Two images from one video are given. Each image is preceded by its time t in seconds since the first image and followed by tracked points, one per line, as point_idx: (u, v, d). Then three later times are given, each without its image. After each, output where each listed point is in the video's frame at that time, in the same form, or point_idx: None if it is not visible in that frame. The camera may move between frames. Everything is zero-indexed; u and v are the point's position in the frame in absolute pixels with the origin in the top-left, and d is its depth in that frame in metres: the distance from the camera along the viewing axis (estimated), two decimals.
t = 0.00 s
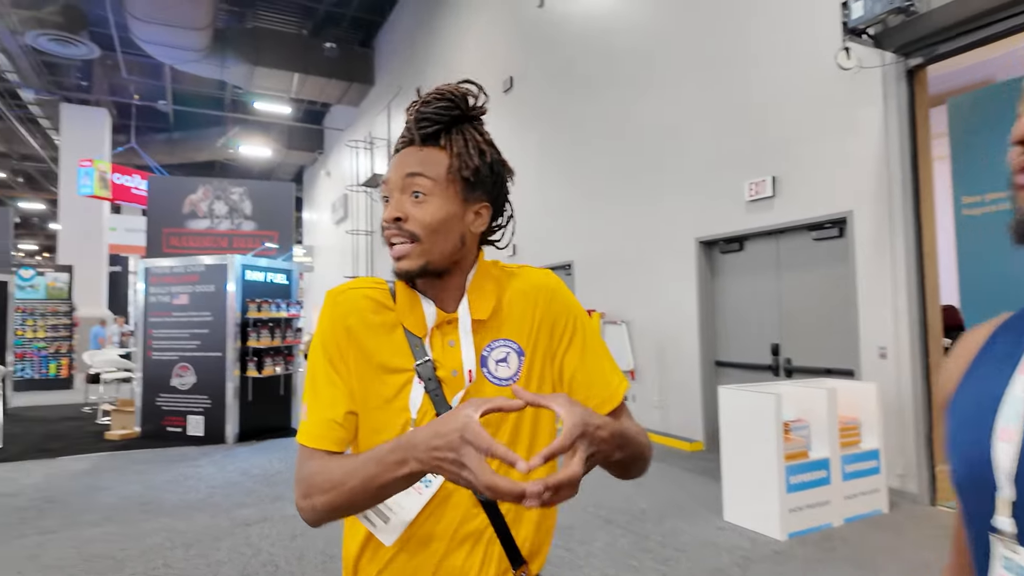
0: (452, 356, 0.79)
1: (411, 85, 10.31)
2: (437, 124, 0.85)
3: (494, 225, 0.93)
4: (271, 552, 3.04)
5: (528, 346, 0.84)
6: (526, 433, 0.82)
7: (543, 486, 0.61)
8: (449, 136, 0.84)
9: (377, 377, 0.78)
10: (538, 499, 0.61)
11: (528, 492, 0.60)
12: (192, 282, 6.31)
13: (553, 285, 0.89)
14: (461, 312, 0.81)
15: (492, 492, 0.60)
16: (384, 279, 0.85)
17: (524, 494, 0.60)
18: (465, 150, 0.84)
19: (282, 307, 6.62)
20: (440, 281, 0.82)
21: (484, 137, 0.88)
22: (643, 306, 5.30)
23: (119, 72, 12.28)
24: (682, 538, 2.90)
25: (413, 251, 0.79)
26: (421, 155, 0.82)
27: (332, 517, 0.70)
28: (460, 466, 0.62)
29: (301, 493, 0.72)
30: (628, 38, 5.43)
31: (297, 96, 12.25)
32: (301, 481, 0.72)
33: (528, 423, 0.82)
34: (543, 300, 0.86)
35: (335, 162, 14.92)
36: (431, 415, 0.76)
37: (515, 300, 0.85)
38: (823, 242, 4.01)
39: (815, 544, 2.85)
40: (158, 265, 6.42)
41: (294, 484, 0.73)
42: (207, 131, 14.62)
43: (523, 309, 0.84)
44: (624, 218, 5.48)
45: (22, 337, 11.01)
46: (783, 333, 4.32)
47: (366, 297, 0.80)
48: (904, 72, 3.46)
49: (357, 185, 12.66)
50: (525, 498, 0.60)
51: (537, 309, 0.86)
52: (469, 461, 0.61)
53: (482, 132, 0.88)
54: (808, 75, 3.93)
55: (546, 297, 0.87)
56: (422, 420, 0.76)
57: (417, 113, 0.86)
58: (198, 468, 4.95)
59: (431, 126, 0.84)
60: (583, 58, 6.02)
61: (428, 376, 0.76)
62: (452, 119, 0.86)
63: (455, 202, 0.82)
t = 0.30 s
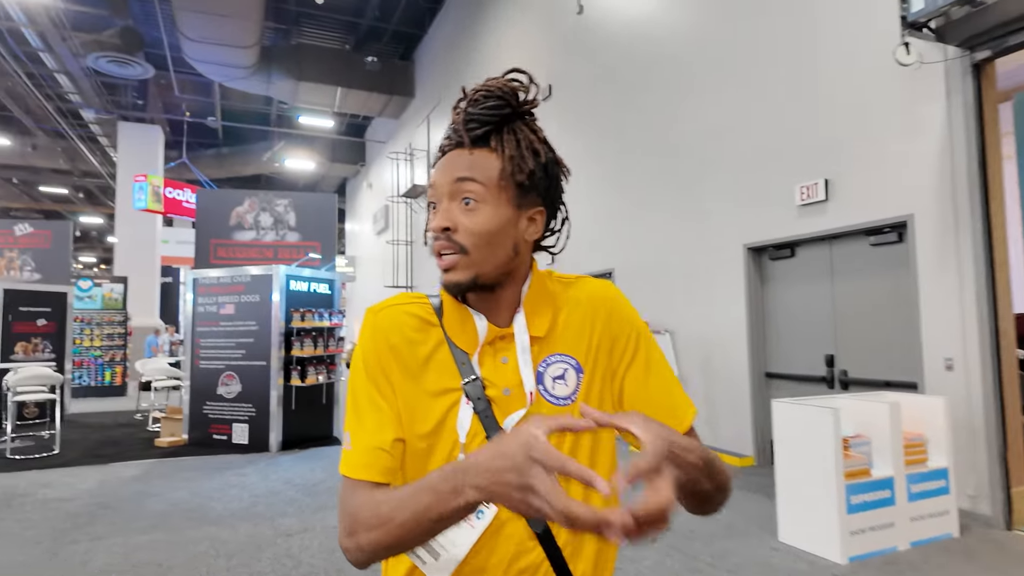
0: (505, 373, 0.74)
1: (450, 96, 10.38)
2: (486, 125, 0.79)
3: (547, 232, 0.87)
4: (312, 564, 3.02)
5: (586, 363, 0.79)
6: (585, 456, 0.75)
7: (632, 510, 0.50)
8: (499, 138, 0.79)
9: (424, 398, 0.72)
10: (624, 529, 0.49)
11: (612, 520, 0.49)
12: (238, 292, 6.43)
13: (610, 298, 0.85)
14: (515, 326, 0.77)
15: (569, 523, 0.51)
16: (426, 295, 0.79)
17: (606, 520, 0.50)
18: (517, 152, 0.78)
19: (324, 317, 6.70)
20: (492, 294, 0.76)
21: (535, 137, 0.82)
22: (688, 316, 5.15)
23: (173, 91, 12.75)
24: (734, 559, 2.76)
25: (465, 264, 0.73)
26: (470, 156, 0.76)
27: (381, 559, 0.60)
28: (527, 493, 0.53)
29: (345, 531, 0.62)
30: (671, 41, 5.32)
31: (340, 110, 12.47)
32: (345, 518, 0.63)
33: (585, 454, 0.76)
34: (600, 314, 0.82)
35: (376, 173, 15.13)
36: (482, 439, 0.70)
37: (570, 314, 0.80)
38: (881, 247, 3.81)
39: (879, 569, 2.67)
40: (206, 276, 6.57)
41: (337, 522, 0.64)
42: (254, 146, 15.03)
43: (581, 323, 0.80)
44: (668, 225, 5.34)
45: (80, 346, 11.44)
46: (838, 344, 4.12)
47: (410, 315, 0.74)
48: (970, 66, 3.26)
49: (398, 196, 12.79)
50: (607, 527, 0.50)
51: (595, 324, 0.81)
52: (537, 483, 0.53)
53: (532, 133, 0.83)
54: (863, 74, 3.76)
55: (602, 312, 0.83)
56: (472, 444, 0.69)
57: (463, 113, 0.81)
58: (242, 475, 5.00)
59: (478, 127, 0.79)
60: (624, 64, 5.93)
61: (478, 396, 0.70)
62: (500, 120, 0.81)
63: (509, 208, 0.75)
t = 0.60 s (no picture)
0: (548, 399, 0.69)
1: (471, 105, 10.37)
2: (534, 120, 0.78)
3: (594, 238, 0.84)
4: None
5: (638, 384, 0.74)
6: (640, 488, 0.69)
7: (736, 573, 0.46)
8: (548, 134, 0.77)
9: (459, 430, 0.68)
10: None
11: None
12: (262, 301, 6.46)
13: (662, 316, 0.80)
14: (557, 342, 0.72)
15: None
16: (457, 316, 0.76)
17: None
18: (566, 149, 0.76)
19: (347, 326, 6.69)
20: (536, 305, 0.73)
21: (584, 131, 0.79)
22: (715, 325, 5.03)
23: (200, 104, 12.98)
24: None
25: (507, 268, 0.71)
26: (515, 151, 0.74)
27: None
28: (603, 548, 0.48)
29: None
30: (697, 46, 5.22)
31: (362, 121, 12.54)
32: (377, 567, 0.61)
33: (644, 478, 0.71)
34: (652, 330, 0.77)
35: (398, 183, 15.20)
36: (523, 471, 0.66)
37: (618, 332, 0.76)
38: (919, 254, 3.67)
39: None
40: (230, 285, 6.60)
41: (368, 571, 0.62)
42: (279, 157, 15.22)
43: (628, 341, 0.76)
44: (694, 233, 5.23)
45: (108, 355, 11.62)
46: (875, 355, 3.96)
47: (440, 337, 0.71)
48: (1016, 65, 3.17)
49: (419, 205, 12.81)
50: None
51: (647, 343, 0.77)
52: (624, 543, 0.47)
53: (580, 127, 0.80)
54: (898, 76, 3.65)
55: (656, 329, 0.78)
56: (512, 476, 0.66)
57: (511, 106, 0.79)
58: (264, 486, 4.98)
59: (527, 122, 0.78)
60: (648, 70, 5.84)
61: (516, 425, 0.66)
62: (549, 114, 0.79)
63: (557, 210, 0.73)
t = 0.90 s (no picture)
0: (567, 427, 0.72)
1: (479, 115, 10.34)
2: (545, 147, 0.80)
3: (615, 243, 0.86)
4: None
5: (657, 405, 0.77)
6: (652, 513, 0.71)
7: None
8: (561, 162, 0.78)
9: (467, 461, 0.70)
10: None
11: None
12: (269, 311, 6.43)
13: (682, 340, 0.82)
14: (571, 369, 0.75)
15: None
16: (459, 343, 0.79)
17: None
18: (584, 178, 0.78)
19: (354, 336, 6.64)
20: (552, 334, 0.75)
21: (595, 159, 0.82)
22: (727, 336, 4.94)
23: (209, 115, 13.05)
24: None
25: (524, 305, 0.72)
26: (528, 183, 0.76)
27: None
28: None
29: None
30: (708, 53, 5.18)
31: (371, 131, 12.55)
32: None
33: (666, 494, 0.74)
34: (668, 352, 0.81)
35: (407, 193, 15.20)
36: (538, 503, 0.68)
37: (633, 353, 0.79)
38: (937, 263, 3.58)
39: None
40: (237, 295, 6.57)
41: None
42: (287, 167, 15.26)
43: (645, 365, 0.79)
44: (705, 241, 5.16)
45: (116, 365, 11.67)
46: (892, 366, 3.86)
47: (450, 369, 0.73)
48: None
49: (427, 214, 12.79)
50: None
51: (665, 366, 0.80)
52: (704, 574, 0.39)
53: (590, 154, 0.82)
54: (913, 82, 3.59)
55: (672, 352, 0.81)
56: (527, 502, 0.68)
57: (521, 132, 0.81)
58: (270, 499, 4.92)
59: (538, 149, 0.79)
60: (658, 78, 5.79)
61: (531, 456, 0.68)
62: (563, 139, 0.81)
63: (573, 245, 0.74)
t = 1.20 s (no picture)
0: (564, 450, 0.78)
1: (484, 124, 10.31)
2: (538, 149, 0.88)
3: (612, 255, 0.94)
4: None
5: (656, 425, 0.84)
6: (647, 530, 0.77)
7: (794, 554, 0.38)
8: (553, 165, 0.87)
9: (454, 483, 0.76)
10: None
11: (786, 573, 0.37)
12: (273, 321, 6.42)
13: (683, 363, 0.89)
14: (565, 389, 0.82)
15: None
16: (451, 362, 0.86)
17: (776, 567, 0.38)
18: (577, 181, 0.87)
19: (358, 346, 6.62)
20: (548, 342, 0.82)
21: (587, 160, 0.90)
22: (734, 346, 4.89)
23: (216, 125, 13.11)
24: None
25: (519, 309, 0.79)
26: (522, 190, 0.84)
27: None
28: None
29: None
30: (713, 62, 5.16)
31: (376, 140, 12.55)
32: None
33: (666, 511, 0.80)
34: (667, 373, 0.87)
35: (412, 202, 15.18)
36: (533, 529, 0.74)
37: (632, 375, 0.86)
38: (948, 272, 3.54)
39: None
40: (242, 305, 6.57)
41: None
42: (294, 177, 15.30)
43: (643, 385, 0.85)
44: (711, 250, 5.13)
45: (122, 375, 12.16)
46: (902, 377, 3.80)
47: (439, 390, 0.80)
48: None
49: (432, 223, 12.77)
50: None
51: (665, 387, 0.86)
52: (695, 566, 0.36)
53: (582, 156, 0.90)
54: (920, 90, 3.57)
55: (671, 374, 0.87)
56: (522, 523, 0.74)
57: (515, 135, 0.90)
58: (273, 510, 4.88)
59: (531, 151, 0.88)
60: (663, 86, 5.78)
61: (526, 479, 0.74)
62: (555, 141, 0.90)
63: (565, 249, 0.82)
